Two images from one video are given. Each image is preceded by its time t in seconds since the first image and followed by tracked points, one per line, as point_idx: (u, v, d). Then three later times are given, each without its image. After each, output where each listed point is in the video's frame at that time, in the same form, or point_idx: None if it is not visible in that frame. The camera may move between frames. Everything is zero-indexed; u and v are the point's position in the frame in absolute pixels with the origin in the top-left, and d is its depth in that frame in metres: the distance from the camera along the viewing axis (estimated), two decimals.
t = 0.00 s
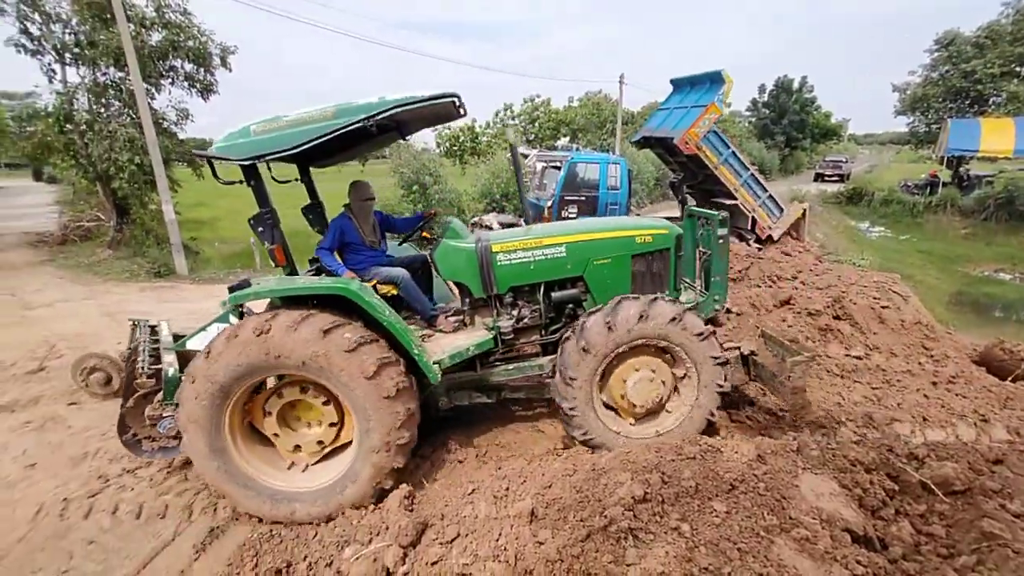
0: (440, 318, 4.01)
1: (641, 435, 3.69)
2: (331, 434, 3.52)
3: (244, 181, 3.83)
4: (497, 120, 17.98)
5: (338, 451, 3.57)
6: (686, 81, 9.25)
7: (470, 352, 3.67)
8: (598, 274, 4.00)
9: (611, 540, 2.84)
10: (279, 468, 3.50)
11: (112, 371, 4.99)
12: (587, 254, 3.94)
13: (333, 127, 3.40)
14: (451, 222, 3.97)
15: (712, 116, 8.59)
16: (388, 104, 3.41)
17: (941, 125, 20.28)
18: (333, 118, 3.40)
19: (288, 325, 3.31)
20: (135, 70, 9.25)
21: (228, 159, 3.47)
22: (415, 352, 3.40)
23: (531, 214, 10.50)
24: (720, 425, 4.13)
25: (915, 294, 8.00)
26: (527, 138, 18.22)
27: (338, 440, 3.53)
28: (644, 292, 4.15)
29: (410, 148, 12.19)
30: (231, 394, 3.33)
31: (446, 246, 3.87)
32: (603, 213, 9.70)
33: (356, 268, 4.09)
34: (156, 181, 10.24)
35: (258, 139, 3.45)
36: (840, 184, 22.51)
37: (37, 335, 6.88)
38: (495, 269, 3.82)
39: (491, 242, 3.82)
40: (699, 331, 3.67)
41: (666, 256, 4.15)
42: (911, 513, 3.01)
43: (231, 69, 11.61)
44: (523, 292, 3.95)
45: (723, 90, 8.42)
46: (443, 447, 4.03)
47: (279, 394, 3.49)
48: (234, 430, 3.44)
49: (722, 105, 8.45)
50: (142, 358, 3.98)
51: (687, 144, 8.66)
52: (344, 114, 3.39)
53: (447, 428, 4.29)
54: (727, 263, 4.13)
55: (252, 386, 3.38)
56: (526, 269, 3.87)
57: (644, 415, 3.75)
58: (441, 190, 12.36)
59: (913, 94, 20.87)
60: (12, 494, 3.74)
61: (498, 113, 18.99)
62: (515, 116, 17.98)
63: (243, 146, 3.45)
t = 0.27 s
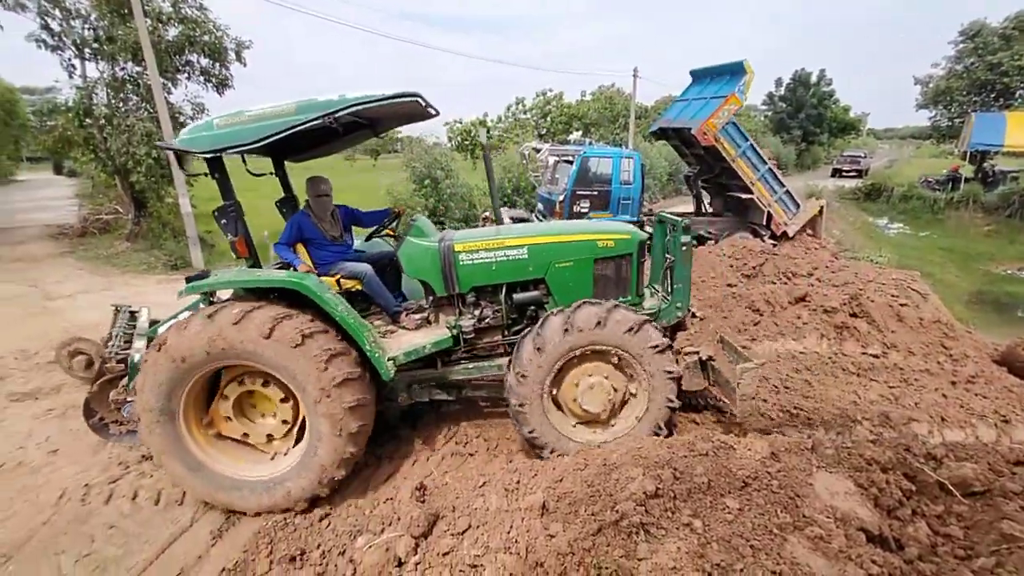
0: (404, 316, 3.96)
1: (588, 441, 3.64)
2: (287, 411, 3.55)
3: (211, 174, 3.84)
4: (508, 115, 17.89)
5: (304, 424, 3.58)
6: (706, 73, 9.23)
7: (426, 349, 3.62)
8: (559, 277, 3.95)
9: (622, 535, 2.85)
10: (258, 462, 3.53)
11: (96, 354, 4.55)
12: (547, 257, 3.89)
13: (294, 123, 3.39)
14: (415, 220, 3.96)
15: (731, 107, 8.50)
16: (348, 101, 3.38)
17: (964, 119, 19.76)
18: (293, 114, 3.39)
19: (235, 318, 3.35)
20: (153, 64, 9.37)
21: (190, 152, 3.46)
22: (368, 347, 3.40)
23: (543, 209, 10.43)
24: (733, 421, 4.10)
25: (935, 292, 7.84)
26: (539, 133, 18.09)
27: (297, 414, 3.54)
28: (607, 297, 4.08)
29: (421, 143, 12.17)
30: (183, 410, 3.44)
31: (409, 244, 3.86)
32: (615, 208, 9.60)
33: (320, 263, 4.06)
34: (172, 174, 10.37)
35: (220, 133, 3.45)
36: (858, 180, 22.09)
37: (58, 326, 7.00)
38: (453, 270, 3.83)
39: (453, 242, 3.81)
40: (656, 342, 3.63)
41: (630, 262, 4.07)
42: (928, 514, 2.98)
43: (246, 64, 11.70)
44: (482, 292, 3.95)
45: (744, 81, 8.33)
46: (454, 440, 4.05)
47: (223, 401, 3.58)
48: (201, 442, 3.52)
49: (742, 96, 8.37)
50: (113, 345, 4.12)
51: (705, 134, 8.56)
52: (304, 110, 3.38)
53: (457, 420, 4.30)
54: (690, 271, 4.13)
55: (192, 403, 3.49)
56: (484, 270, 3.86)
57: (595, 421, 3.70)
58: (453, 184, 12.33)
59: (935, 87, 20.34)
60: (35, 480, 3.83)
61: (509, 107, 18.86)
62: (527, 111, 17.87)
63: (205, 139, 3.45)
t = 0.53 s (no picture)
0: (373, 316, 3.94)
1: (534, 446, 3.66)
2: (244, 394, 3.57)
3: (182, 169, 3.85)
4: (517, 114, 17.88)
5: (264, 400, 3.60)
6: (721, 70, 9.15)
7: (390, 350, 3.62)
8: (526, 283, 3.94)
9: (629, 536, 2.85)
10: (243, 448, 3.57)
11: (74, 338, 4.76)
12: (515, 262, 3.88)
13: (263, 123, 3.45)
14: (387, 221, 3.98)
15: (746, 105, 8.42)
16: (316, 102, 3.47)
17: (981, 121, 19.46)
18: (263, 113, 3.45)
19: (202, 318, 3.36)
20: (167, 62, 9.47)
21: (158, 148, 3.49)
22: (328, 347, 3.45)
23: (551, 209, 10.40)
24: (741, 424, 4.08)
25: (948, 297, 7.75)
26: (548, 133, 18.04)
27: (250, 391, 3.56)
28: (573, 304, 4.06)
29: (430, 141, 12.17)
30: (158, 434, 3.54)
31: (378, 245, 3.87)
32: (624, 209, 9.56)
33: (292, 260, 4.05)
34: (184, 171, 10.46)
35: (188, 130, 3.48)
36: (870, 183, 21.86)
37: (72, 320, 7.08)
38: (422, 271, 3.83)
39: (423, 244, 3.83)
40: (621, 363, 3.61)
41: (597, 271, 4.05)
42: (939, 521, 2.98)
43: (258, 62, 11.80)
44: (449, 295, 3.94)
45: (760, 79, 8.26)
46: (461, 439, 4.05)
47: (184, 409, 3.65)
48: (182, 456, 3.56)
49: (757, 95, 8.29)
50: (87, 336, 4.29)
51: (719, 132, 8.46)
52: (273, 109, 3.44)
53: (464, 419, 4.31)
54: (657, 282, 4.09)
55: (154, 419, 3.56)
56: (452, 272, 3.86)
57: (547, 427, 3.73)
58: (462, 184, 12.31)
59: (951, 89, 20.05)
60: (48, 471, 3.89)
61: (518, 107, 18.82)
62: (536, 110, 17.84)
63: (173, 135, 3.48)
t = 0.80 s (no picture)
0: (335, 317, 4.00)
1: (482, 453, 3.61)
2: (188, 377, 3.63)
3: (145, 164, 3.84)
4: (528, 115, 17.88)
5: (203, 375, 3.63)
6: (740, 69, 9.05)
7: (345, 351, 3.64)
8: (482, 289, 3.95)
9: (641, 538, 2.84)
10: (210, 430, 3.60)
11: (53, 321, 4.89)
12: (472, 267, 3.90)
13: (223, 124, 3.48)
14: (350, 223, 4.01)
15: (764, 103, 8.33)
16: (274, 104, 3.51)
17: (1001, 121, 19.07)
18: (223, 114, 3.49)
19: (147, 314, 3.41)
20: (183, 63, 9.61)
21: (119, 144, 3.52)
22: (280, 347, 3.50)
23: (561, 209, 10.38)
24: (754, 427, 4.04)
25: (966, 299, 7.62)
26: (558, 133, 18.00)
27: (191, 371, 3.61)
28: (529, 312, 4.06)
29: (441, 142, 12.19)
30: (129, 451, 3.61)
31: (340, 246, 3.89)
32: (634, 209, 9.53)
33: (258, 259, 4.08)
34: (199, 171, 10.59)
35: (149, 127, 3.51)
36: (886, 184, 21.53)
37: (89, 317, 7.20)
38: (379, 274, 3.85)
39: (383, 247, 3.86)
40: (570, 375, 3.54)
41: (555, 279, 4.04)
42: (958, 528, 2.97)
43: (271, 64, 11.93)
44: (406, 299, 3.96)
45: (779, 78, 8.17)
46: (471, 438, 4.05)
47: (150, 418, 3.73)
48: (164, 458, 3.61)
49: (776, 93, 8.20)
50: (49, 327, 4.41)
51: (736, 129, 8.36)
52: (234, 111, 3.48)
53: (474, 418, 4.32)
54: (616, 292, 4.06)
55: (125, 435, 3.64)
56: (410, 276, 3.88)
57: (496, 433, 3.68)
58: (472, 184, 12.31)
59: (970, 88, 19.66)
60: (66, 465, 3.95)
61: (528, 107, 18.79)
62: (546, 110, 17.81)
63: (133, 132, 3.50)
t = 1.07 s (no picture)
0: (298, 316, 4.03)
1: (427, 454, 3.62)
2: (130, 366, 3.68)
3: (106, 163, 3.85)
4: (534, 115, 17.87)
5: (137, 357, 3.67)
6: (754, 66, 8.96)
7: (301, 352, 3.66)
8: (441, 292, 3.95)
9: (648, 539, 2.84)
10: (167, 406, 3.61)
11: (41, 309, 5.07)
12: (431, 271, 3.90)
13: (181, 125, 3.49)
14: (313, 223, 4.03)
15: (778, 100, 8.24)
16: (231, 105, 3.53)
17: (1015, 120, 18.78)
18: (181, 115, 3.50)
19: (95, 310, 3.45)
20: (193, 65, 9.69)
21: (78, 142, 3.53)
22: (234, 346, 3.53)
23: (568, 209, 10.35)
24: (762, 428, 4.01)
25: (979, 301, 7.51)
26: (565, 133, 17.96)
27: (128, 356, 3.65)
28: (486, 316, 4.05)
29: (447, 142, 12.20)
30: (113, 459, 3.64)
31: (302, 247, 3.92)
32: (641, 210, 9.49)
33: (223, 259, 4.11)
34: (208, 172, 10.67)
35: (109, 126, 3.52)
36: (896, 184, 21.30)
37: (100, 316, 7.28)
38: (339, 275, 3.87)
39: (344, 249, 3.88)
40: (523, 390, 3.51)
41: (514, 284, 4.03)
42: (970, 532, 2.94)
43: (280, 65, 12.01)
44: (365, 300, 3.98)
45: (794, 75, 8.08)
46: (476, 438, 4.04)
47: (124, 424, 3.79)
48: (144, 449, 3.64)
49: (790, 90, 8.10)
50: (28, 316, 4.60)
51: (748, 126, 8.27)
52: (193, 112, 3.50)
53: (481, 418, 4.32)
54: (573, 298, 4.08)
55: (105, 447, 3.67)
56: (369, 278, 3.90)
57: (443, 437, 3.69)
58: (479, 184, 12.30)
59: (984, 87, 19.37)
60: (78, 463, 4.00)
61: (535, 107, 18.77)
62: (553, 110, 17.78)
63: (93, 131, 3.51)
